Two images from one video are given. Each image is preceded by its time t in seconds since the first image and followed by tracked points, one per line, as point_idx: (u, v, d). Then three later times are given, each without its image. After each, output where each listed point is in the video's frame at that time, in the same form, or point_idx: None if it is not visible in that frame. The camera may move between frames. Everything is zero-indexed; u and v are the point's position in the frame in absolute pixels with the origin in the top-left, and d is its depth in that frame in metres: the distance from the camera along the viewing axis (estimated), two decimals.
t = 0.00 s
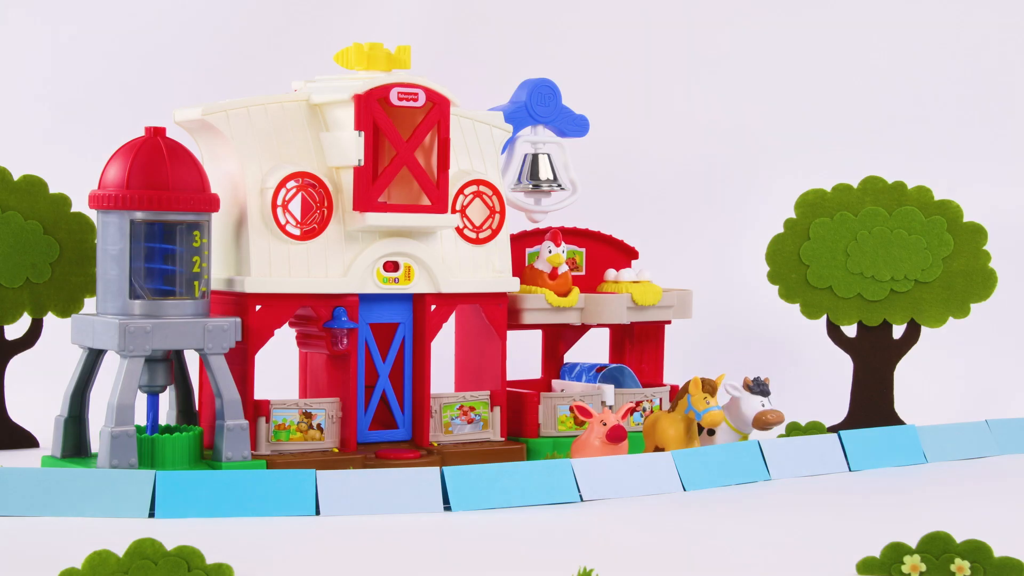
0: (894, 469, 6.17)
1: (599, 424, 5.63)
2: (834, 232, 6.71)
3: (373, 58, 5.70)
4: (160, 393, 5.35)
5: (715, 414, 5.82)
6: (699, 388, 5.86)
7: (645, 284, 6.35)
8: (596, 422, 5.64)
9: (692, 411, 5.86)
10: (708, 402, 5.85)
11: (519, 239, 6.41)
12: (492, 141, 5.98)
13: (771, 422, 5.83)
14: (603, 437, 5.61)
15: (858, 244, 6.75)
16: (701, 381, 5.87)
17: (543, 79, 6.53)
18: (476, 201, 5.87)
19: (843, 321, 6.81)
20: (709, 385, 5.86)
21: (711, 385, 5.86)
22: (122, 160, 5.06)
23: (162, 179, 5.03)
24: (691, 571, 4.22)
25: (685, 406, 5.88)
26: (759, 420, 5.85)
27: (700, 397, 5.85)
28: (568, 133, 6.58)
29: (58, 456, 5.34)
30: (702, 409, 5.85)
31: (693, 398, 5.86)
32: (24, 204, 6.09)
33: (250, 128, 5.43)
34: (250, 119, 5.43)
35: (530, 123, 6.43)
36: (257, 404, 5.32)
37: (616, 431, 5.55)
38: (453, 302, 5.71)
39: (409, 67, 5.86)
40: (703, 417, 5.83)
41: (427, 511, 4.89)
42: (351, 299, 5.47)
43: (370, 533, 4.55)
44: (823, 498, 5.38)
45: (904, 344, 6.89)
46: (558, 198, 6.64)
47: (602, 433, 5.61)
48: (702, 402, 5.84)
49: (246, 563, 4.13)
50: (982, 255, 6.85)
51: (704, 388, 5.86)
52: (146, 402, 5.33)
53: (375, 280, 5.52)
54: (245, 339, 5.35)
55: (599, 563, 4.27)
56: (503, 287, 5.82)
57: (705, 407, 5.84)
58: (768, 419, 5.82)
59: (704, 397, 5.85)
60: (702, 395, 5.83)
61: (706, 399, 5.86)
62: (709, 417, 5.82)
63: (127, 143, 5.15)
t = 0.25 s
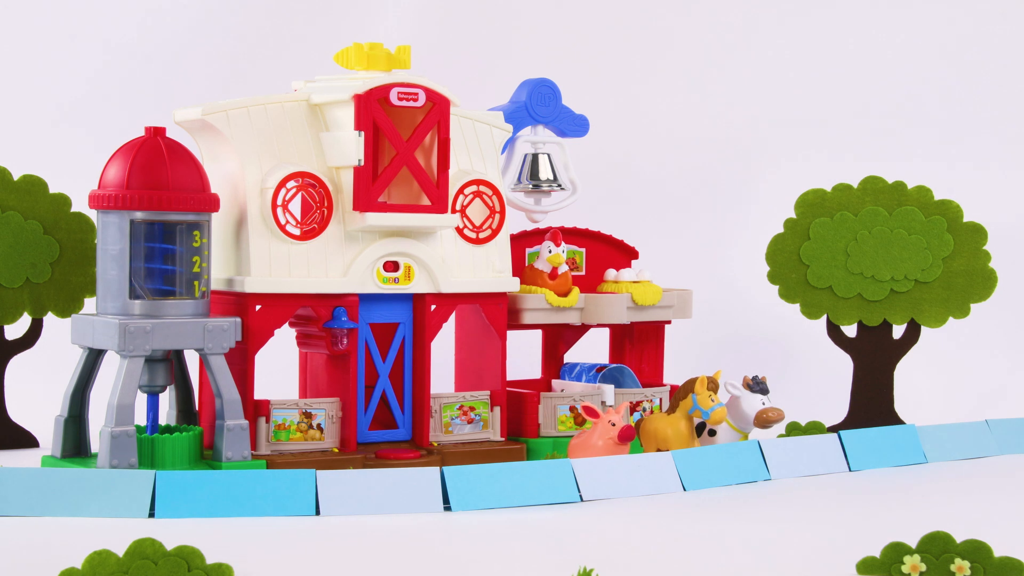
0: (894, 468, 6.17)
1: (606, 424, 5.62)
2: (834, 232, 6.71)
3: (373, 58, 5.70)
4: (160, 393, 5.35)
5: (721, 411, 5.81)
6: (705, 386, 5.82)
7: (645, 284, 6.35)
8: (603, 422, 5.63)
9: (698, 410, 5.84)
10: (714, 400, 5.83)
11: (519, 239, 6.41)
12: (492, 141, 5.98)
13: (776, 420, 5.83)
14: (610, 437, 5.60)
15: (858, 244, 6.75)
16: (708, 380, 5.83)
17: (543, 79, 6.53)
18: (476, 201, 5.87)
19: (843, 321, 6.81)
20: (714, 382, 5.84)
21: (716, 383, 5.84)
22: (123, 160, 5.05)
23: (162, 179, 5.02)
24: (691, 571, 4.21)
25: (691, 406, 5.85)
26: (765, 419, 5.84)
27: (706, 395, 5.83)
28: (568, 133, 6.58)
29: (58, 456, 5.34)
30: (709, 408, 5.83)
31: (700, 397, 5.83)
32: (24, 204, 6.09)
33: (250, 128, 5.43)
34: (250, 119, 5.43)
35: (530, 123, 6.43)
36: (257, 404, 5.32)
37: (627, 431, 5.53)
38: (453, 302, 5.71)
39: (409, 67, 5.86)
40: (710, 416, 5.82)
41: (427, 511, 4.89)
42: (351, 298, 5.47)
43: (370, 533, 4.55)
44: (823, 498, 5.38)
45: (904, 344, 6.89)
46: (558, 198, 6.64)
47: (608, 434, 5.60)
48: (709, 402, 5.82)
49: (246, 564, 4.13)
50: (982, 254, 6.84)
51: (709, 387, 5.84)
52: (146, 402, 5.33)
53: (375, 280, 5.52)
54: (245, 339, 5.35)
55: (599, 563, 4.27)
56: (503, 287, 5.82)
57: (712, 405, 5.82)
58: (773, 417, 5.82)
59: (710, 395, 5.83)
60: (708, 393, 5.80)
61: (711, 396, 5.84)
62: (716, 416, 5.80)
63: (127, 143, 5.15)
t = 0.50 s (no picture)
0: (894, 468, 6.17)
1: (607, 425, 5.63)
2: (834, 232, 6.71)
3: (373, 58, 5.70)
4: (160, 393, 5.35)
5: (721, 411, 5.80)
6: (705, 386, 5.82)
7: (645, 284, 6.35)
8: (603, 422, 5.63)
9: (699, 410, 5.83)
10: (714, 400, 5.82)
11: (519, 239, 6.41)
12: (492, 141, 5.98)
13: (777, 420, 5.83)
14: (611, 438, 5.60)
15: (858, 244, 6.75)
16: (709, 380, 5.83)
17: (543, 79, 6.53)
18: (476, 201, 5.87)
19: (843, 321, 6.81)
20: (714, 382, 5.83)
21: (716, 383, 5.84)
22: (122, 160, 5.05)
23: (162, 179, 5.02)
24: (691, 571, 4.21)
25: (692, 406, 5.85)
26: (765, 419, 5.84)
27: (707, 395, 5.83)
28: (568, 133, 6.58)
29: (58, 456, 5.34)
30: (709, 407, 5.83)
31: (700, 397, 5.83)
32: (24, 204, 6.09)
33: (250, 128, 5.43)
34: (250, 119, 5.43)
35: (530, 123, 6.43)
36: (257, 405, 5.32)
37: (627, 431, 5.54)
38: (453, 302, 5.71)
39: (409, 67, 5.86)
40: (711, 415, 5.82)
41: (427, 511, 4.89)
42: (351, 298, 5.47)
43: (370, 533, 4.55)
44: (823, 498, 5.38)
45: (904, 345, 6.89)
46: (558, 198, 6.64)
47: (609, 435, 5.61)
48: (709, 402, 5.82)
49: (246, 564, 4.13)
50: (982, 254, 6.84)
51: (710, 387, 5.84)
52: (146, 402, 5.33)
53: (375, 280, 5.52)
54: (245, 339, 5.35)
55: (599, 563, 4.27)
56: (503, 287, 5.82)
57: (712, 405, 5.82)
58: (774, 418, 5.82)
59: (710, 395, 5.83)
60: (708, 393, 5.79)
61: (712, 396, 5.84)
62: (716, 416, 5.80)
63: (127, 143, 5.15)
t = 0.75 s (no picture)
0: (894, 468, 6.17)
1: (607, 425, 5.63)
2: (834, 232, 6.71)
3: (373, 58, 5.70)
4: (160, 393, 5.35)
5: (721, 411, 5.80)
6: (705, 386, 5.81)
7: (644, 284, 6.35)
8: (603, 423, 5.63)
9: (699, 410, 5.84)
10: (714, 400, 5.82)
11: (519, 239, 6.41)
12: (492, 141, 5.98)
13: (777, 421, 5.83)
14: (611, 438, 5.60)
15: (858, 244, 6.75)
16: (708, 380, 5.82)
17: (543, 78, 6.53)
18: (476, 201, 5.87)
19: (843, 321, 6.81)
20: (714, 382, 5.83)
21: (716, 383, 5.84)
22: (122, 160, 5.05)
23: (162, 179, 5.03)
24: (691, 571, 4.21)
25: (692, 406, 5.85)
26: (765, 420, 5.84)
27: (707, 395, 5.83)
28: (568, 133, 6.58)
29: (58, 456, 5.34)
30: (709, 408, 5.83)
31: (700, 397, 5.83)
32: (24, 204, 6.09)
33: (250, 128, 5.43)
34: (250, 119, 5.43)
35: (530, 123, 6.43)
36: (257, 404, 5.32)
37: (627, 431, 5.54)
38: (453, 302, 5.71)
39: (409, 67, 5.86)
40: (711, 415, 5.82)
41: (427, 511, 4.89)
42: (351, 299, 5.47)
43: (370, 533, 4.55)
44: (823, 498, 5.38)
45: (904, 345, 6.89)
46: (558, 198, 6.64)
47: (609, 436, 5.61)
48: (709, 402, 5.82)
49: (246, 564, 4.12)
50: (982, 255, 6.84)
51: (711, 387, 5.84)
52: (146, 402, 5.33)
53: (375, 280, 5.52)
54: (245, 339, 5.35)
55: (599, 563, 4.27)
56: (502, 287, 5.82)
57: (712, 405, 5.82)
58: (774, 418, 5.82)
59: (710, 395, 5.83)
60: (708, 393, 5.79)
61: (712, 396, 5.84)
62: (716, 416, 5.80)
63: (127, 143, 5.15)
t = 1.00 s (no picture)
0: (894, 468, 6.17)
1: (607, 425, 5.63)
2: (834, 232, 6.71)
3: (373, 58, 5.70)
4: (160, 393, 5.35)
5: (721, 411, 5.80)
6: (705, 386, 5.81)
7: (645, 284, 6.35)
8: (603, 423, 5.63)
9: (700, 410, 5.83)
10: (714, 400, 5.82)
11: (519, 239, 6.40)
12: (492, 141, 5.98)
13: (777, 421, 5.83)
14: (610, 438, 5.60)
15: (858, 244, 6.75)
16: (708, 380, 5.82)
17: (543, 78, 6.53)
18: (476, 201, 5.87)
19: (843, 321, 6.81)
20: (714, 382, 5.83)
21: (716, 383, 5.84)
22: (123, 160, 5.05)
23: (162, 179, 5.03)
24: (691, 571, 4.21)
25: (692, 406, 5.85)
26: (765, 420, 5.84)
27: (707, 395, 5.83)
28: (568, 133, 6.58)
29: (58, 456, 5.34)
30: (709, 408, 5.83)
31: (700, 397, 5.83)
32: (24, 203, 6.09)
33: (250, 128, 5.43)
34: (250, 119, 5.43)
35: (530, 123, 6.43)
36: (257, 405, 5.32)
37: (627, 431, 5.54)
38: (453, 302, 5.71)
39: (409, 67, 5.86)
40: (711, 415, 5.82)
41: (427, 511, 4.89)
42: (351, 299, 5.47)
43: (370, 534, 4.55)
44: (823, 498, 5.38)
45: (904, 345, 6.89)
46: (558, 198, 6.64)
47: (609, 436, 5.61)
48: (709, 401, 5.82)
49: (246, 564, 4.12)
50: (982, 255, 6.84)
51: (710, 386, 5.83)
52: (146, 402, 5.33)
53: (375, 280, 5.52)
54: (245, 339, 5.35)
55: (600, 563, 4.27)
56: (502, 287, 5.82)
57: (712, 405, 5.82)
58: (774, 418, 5.82)
59: (710, 395, 5.83)
60: (708, 393, 5.79)
61: (712, 396, 5.84)
62: (716, 416, 5.80)
63: (127, 143, 5.15)
